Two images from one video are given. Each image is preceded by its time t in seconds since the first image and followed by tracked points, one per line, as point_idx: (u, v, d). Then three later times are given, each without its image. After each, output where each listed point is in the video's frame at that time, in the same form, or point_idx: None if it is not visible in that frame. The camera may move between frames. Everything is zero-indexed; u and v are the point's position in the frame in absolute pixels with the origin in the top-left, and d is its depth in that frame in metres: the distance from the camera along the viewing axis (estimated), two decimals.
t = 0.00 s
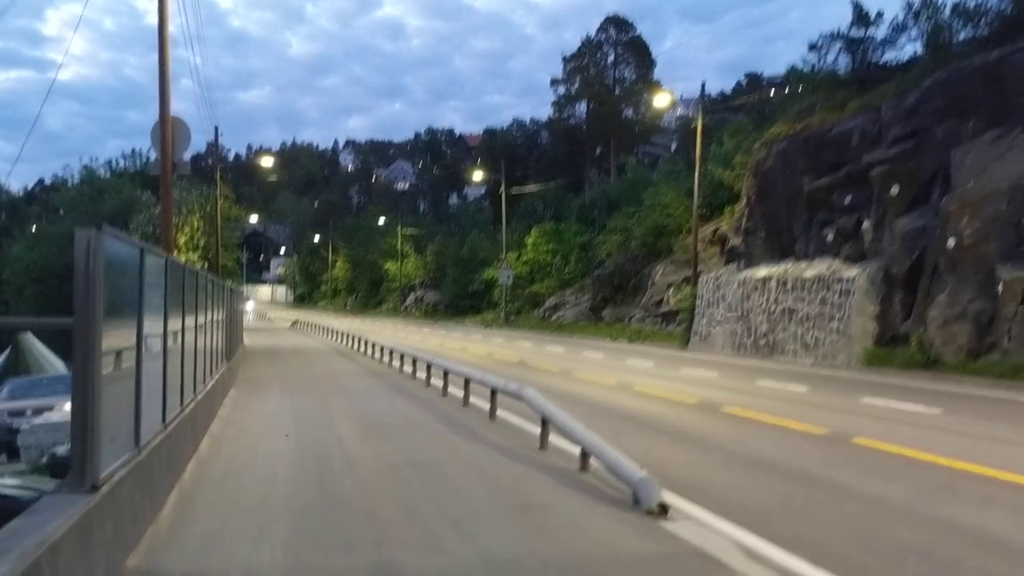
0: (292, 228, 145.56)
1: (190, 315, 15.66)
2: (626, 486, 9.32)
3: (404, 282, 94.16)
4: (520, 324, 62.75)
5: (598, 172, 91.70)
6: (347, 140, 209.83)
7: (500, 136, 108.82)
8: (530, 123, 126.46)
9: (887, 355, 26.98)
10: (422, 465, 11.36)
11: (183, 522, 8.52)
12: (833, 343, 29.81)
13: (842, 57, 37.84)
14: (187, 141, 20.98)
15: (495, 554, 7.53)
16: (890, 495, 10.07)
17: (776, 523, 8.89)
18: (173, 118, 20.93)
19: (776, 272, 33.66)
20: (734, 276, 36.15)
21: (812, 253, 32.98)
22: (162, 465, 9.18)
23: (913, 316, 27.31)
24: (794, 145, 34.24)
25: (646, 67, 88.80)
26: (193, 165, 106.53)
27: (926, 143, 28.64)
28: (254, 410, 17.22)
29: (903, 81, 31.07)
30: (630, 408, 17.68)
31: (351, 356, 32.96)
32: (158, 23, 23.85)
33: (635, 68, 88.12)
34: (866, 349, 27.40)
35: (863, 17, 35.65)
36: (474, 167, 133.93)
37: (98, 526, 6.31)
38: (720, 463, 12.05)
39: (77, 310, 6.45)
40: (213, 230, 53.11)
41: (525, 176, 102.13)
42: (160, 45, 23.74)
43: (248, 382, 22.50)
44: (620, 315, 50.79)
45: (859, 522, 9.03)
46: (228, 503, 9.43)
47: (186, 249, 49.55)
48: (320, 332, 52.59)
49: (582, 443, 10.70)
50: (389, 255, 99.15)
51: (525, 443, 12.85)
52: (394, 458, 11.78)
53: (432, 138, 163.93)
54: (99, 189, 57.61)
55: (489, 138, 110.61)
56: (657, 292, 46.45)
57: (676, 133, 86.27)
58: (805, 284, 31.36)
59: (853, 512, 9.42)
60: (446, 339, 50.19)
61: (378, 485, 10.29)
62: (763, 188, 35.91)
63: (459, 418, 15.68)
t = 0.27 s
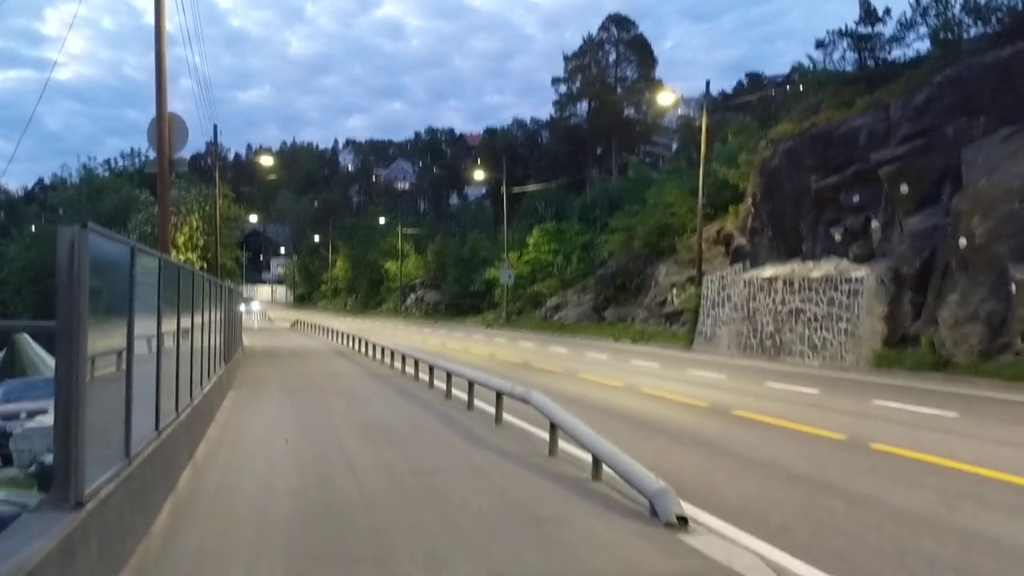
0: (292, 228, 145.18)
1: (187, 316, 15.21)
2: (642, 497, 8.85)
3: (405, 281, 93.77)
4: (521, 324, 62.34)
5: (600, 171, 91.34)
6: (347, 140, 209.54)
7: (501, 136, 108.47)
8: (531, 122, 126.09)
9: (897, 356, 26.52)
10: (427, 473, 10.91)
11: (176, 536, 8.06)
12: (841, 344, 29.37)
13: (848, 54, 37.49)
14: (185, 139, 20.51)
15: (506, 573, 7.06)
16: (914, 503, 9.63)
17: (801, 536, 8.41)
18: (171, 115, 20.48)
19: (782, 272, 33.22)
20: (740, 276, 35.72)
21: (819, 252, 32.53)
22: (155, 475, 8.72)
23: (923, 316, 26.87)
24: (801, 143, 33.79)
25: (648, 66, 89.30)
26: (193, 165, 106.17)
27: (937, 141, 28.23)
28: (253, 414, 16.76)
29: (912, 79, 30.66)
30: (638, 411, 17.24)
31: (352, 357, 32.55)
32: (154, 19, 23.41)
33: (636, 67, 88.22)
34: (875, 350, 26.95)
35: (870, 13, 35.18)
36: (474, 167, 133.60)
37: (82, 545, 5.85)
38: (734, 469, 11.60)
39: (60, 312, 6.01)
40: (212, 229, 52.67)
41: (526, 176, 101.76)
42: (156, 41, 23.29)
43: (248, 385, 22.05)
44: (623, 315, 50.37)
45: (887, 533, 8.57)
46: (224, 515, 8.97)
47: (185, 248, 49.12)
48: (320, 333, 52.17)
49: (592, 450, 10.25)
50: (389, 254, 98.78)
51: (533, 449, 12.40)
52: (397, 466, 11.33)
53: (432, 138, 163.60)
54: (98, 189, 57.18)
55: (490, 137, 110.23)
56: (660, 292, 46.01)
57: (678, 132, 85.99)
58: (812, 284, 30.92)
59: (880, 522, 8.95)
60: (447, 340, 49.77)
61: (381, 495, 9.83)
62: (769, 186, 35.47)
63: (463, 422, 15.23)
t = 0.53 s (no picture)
0: (292, 226, 144.71)
1: (183, 314, 14.78)
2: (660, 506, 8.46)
3: (405, 280, 93.32)
4: (522, 322, 61.89)
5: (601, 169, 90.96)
6: (347, 139, 209.11)
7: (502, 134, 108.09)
8: (532, 120, 125.68)
9: (906, 356, 26.10)
10: (433, 478, 10.48)
11: (170, 547, 7.63)
12: (849, 343, 28.96)
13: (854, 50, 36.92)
14: (181, 133, 20.06)
15: None
16: (941, 511, 9.24)
17: (829, 545, 7.99)
18: (167, 108, 20.03)
19: (788, 270, 32.79)
20: (745, 274, 35.30)
21: (826, 250, 32.10)
22: (147, 481, 8.29)
23: (933, 315, 26.45)
24: (807, 139, 33.34)
25: (650, 64, 89.37)
26: (192, 163, 105.74)
27: (946, 136, 27.79)
28: (252, 414, 16.32)
29: (921, 73, 30.24)
30: (646, 412, 16.84)
31: (353, 356, 32.09)
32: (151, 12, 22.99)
33: (638, 64, 88.97)
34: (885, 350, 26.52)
35: (877, 7, 34.69)
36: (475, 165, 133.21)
37: (66, 563, 5.41)
38: (750, 474, 11.21)
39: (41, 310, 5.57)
40: (211, 227, 52.20)
41: (527, 174, 101.36)
42: (153, 35, 22.85)
43: (247, 385, 21.62)
44: (626, 314, 49.92)
45: (919, 542, 8.14)
46: (221, 524, 8.54)
47: (184, 246, 48.65)
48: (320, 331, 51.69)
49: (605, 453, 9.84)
50: (389, 253, 98.29)
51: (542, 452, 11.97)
52: (401, 470, 10.92)
53: (432, 136, 163.17)
54: (96, 186, 56.76)
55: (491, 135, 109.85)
56: (663, 290, 45.57)
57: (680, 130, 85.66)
58: (819, 282, 30.50)
59: (910, 530, 8.52)
60: (449, 338, 49.30)
61: (386, 502, 9.41)
62: (774, 183, 35.02)
63: (467, 423, 14.83)
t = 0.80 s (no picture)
0: (291, 227, 144.23)
1: (181, 316, 14.37)
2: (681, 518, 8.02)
3: (404, 281, 92.90)
4: (523, 324, 61.49)
5: (602, 170, 90.49)
6: (346, 139, 208.66)
7: (501, 135, 107.70)
8: (531, 121, 125.25)
9: (915, 358, 25.72)
10: (441, 488, 10.08)
11: (167, 563, 7.23)
12: (857, 345, 28.56)
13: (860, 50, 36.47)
14: (179, 132, 19.65)
15: None
16: (973, 523, 8.86)
17: (861, 559, 7.60)
18: (165, 106, 19.61)
19: (794, 271, 32.40)
20: (749, 275, 34.91)
21: (833, 250, 31.72)
22: (142, 493, 7.87)
23: (943, 317, 26.08)
24: (813, 138, 32.94)
25: (650, 64, 88.78)
26: (191, 164, 105.29)
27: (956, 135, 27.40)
28: (252, 419, 15.91)
29: (929, 72, 29.84)
30: (655, 416, 16.45)
31: (354, 358, 31.69)
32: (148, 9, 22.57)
33: (639, 65, 88.61)
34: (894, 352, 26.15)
35: (884, 6, 34.27)
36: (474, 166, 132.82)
37: None
38: (769, 483, 10.83)
39: (25, 314, 5.15)
40: (210, 228, 51.76)
41: (526, 174, 100.98)
42: (150, 32, 22.44)
43: (247, 388, 21.19)
44: (628, 315, 49.53)
45: (955, 556, 7.75)
46: (221, 537, 8.13)
47: (182, 247, 48.21)
48: (320, 333, 51.27)
49: (621, 462, 9.44)
50: (389, 254, 97.86)
51: (552, 459, 11.57)
52: (407, 479, 10.51)
53: (431, 137, 162.74)
54: (94, 187, 56.28)
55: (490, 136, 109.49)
56: (666, 291, 45.17)
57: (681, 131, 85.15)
58: (826, 284, 30.10)
59: (943, 544, 8.13)
60: (450, 340, 48.91)
61: (394, 514, 9.00)
62: (780, 183, 34.62)
63: (473, 428, 14.43)
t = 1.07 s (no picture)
0: (291, 227, 143.74)
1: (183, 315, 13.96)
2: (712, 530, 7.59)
3: (406, 280, 92.47)
4: (525, 323, 61.08)
5: (604, 170, 90.00)
6: (346, 139, 208.23)
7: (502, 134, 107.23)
8: (532, 120, 124.77)
9: (928, 358, 25.29)
10: (454, 494, 9.68)
11: None
12: (867, 345, 28.16)
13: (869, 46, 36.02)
14: (180, 126, 19.23)
15: None
16: (1014, 531, 8.49)
17: (900, 571, 7.20)
18: (165, 100, 19.19)
19: (802, 270, 31.97)
20: (757, 274, 34.49)
21: (842, 249, 31.30)
22: (142, 502, 7.46)
23: (956, 316, 25.66)
24: (822, 136, 32.52)
25: (653, 62, 88.17)
26: (192, 164, 105.02)
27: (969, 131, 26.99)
28: (256, 421, 15.50)
29: (940, 68, 29.44)
30: (669, 418, 16.05)
31: (357, 357, 31.25)
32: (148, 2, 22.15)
33: (641, 63, 87.85)
34: (905, 352, 25.76)
35: (893, 1, 33.84)
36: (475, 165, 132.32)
37: None
38: (795, 489, 10.44)
39: (15, 311, 4.73)
40: (210, 227, 51.34)
41: (528, 173, 100.52)
42: (150, 27, 22.05)
43: (249, 389, 20.79)
44: (632, 315, 49.12)
45: (998, 566, 7.37)
46: (224, 548, 7.73)
47: (183, 246, 47.81)
48: (321, 332, 50.83)
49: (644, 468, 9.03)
50: (390, 253, 97.41)
51: (567, 463, 11.16)
52: (419, 485, 10.11)
53: (432, 137, 162.26)
54: (94, 186, 55.89)
55: (491, 135, 109.03)
56: (671, 290, 44.75)
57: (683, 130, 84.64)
58: (836, 283, 29.69)
59: (985, 553, 7.74)
60: (452, 340, 48.50)
61: (406, 523, 8.59)
62: (787, 181, 34.19)
63: (483, 431, 14.01)
